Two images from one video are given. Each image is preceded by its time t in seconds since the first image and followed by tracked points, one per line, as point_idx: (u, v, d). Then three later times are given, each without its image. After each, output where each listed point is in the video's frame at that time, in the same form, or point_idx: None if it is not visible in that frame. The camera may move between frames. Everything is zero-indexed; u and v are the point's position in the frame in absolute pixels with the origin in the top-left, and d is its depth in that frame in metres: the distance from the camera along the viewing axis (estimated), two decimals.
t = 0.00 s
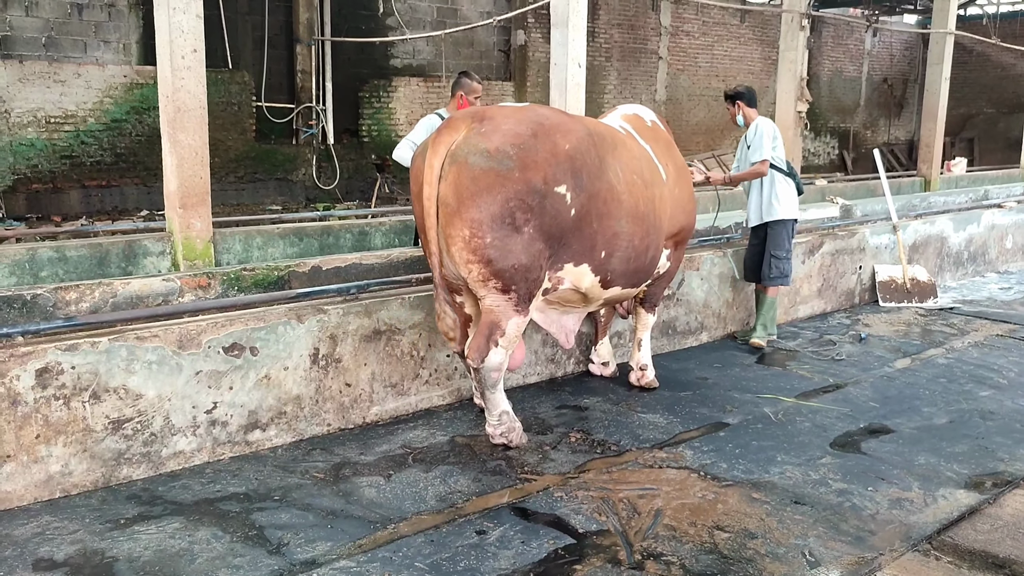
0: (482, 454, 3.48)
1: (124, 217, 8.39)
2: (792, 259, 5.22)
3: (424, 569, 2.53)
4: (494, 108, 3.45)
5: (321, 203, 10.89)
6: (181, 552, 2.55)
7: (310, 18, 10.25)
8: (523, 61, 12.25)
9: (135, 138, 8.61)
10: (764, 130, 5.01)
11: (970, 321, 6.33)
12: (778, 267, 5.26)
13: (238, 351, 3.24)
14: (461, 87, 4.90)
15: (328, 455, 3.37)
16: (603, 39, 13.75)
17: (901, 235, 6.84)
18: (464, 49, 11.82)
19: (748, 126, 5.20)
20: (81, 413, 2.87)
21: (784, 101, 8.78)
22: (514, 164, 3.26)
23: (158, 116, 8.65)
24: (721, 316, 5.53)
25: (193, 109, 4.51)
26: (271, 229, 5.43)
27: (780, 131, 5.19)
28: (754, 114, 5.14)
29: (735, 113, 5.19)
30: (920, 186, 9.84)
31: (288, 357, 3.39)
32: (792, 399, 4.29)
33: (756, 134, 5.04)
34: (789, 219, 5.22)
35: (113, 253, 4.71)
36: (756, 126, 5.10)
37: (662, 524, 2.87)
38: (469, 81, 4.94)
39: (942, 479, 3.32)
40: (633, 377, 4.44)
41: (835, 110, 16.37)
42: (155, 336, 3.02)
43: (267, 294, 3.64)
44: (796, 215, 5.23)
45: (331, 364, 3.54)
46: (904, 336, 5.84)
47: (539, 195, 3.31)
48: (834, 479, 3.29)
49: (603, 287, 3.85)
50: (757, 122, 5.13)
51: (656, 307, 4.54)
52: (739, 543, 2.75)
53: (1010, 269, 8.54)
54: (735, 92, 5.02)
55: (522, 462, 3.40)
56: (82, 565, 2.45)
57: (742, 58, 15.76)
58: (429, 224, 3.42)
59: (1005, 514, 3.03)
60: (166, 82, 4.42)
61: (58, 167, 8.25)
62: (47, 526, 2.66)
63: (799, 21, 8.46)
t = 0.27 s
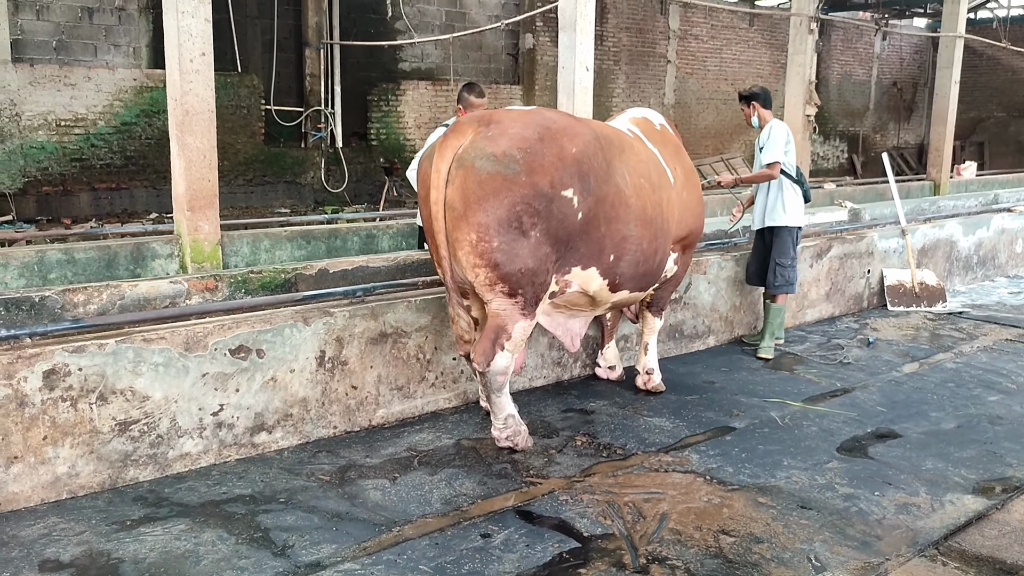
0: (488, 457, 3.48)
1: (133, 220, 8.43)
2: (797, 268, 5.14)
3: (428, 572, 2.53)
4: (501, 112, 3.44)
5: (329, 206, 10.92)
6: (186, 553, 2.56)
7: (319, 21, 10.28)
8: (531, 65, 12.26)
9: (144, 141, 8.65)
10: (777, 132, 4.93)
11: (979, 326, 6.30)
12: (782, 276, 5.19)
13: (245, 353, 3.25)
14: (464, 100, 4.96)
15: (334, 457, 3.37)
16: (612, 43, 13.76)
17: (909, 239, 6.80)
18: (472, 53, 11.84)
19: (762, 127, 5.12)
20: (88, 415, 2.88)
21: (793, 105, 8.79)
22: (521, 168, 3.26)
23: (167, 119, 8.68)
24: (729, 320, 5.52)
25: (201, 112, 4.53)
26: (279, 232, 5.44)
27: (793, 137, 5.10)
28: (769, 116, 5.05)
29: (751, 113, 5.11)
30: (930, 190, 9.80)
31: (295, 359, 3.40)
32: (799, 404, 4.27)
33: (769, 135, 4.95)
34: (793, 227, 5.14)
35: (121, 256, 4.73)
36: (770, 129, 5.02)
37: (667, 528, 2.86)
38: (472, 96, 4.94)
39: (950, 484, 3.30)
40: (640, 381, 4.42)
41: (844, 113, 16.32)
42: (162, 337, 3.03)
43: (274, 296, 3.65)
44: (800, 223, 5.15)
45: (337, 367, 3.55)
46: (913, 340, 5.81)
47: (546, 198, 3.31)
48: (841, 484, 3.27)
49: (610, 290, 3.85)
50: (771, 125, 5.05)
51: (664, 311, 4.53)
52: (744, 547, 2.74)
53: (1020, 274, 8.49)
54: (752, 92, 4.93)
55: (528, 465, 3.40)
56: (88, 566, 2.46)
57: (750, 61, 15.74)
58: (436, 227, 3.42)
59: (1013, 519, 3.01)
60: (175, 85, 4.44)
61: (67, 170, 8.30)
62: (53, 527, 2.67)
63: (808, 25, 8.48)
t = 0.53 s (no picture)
0: (497, 462, 3.46)
1: (143, 223, 8.45)
2: (809, 273, 5.10)
3: None
4: (511, 117, 3.43)
5: (339, 209, 10.92)
6: (195, 558, 2.55)
7: (329, 26, 10.30)
8: (541, 69, 12.26)
9: (155, 144, 8.67)
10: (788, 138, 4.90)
11: (991, 331, 6.24)
12: (794, 281, 5.15)
13: (254, 357, 3.25)
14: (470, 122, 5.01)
15: (343, 462, 3.36)
16: (621, 47, 13.75)
17: (921, 243, 6.76)
18: (482, 57, 11.86)
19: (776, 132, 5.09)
20: (97, 418, 2.88)
21: (803, 109, 8.77)
22: (531, 173, 3.24)
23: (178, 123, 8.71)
24: (739, 325, 5.48)
25: (211, 116, 4.53)
26: (288, 235, 5.44)
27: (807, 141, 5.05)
28: (782, 121, 5.00)
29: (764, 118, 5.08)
30: (941, 195, 9.74)
31: (304, 363, 3.39)
32: (810, 409, 4.24)
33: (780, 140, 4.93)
34: (805, 232, 5.11)
35: (131, 259, 4.73)
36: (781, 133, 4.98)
37: (678, 534, 2.83)
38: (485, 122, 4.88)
39: (963, 491, 3.26)
40: (649, 386, 4.40)
41: (855, 118, 16.25)
42: (171, 341, 3.03)
43: (283, 301, 3.65)
44: (813, 228, 5.12)
45: (346, 371, 3.54)
46: (925, 345, 5.76)
47: (556, 203, 3.30)
48: (853, 490, 3.24)
49: (621, 295, 3.83)
50: (784, 129, 5.00)
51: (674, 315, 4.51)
52: (755, 554, 2.72)
53: None
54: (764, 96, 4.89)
55: (537, 470, 3.38)
56: (97, 569, 2.45)
57: (761, 66, 15.69)
58: (446, 233, 3.41)
59: None
60: (185, 89, 4.45)
61: (78, 174, 8.34)
62: (62, 530, 2.67)
63: (819, 28, 8.46)
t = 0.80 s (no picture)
0: (503, 469, 3.45)
1: (152, 229, 8.48)
2: (821, 281, 5.08)
3: None
4: (516, 125, 3.43)
5: (347, 216, 10.93)
6: (201, 564, 2.54)
7: (338, 32, 10.33)
8: (549, 75, 12.28)
9: (164, 151, 8.71)
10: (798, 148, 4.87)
11: (1003, 339, 6.19)
12: (806, 288, 5.14)
13: (261, 363, 3.25)
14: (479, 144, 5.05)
15: (350, 468, 3.35)
16: (630, 54, 13.75)
17: (931, 250, 6.71)
18: (490, 63, 11.88)
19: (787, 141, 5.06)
20: (105, 423, 2.88)
21: (812, 116, 8.75)
22: (536, 182, 3.23)
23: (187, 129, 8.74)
24: (747, 331, 5.45)
25: (219, 122, 4.55)
26: (296, 241, 5.45)
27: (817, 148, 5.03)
28: (792, 129, 4.97)
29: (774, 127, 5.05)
30: (951, 202, 9.69)
31: (311, 369, 3.39)
32: (819, 417, 4.21)
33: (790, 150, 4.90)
34: (818, 239, 5.08)
35: (139, 264, 4.74)
36: (791, 142, 4.96)
37: (686, 542, 2.81)
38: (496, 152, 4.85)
39: (975, 500, 3.22)
40: (657, 394, 4.38)
41: (864, 124, 16.21)
42: (179, 347, 3.03)
43: (291, 306, 3.65)
44: (826, 235, 5.09)
45: (353, 377, 3.54)
46: (935, 353, 5.72)
47: (562, 211, 3.29)
48: (862, 499, 3.21)
49: (630, 302, 3.81)
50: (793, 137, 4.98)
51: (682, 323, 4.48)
52: (763, 563, 2.69)
53: None
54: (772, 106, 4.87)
55: (544, 477, 3.36)
56: (104, 575, 2.45)
57: (769, 72, 15.67)
58: (452, 242, 3.41)
59: None
60: (194, 95, 4.48)
61: (88, 180, 8.38)
62: (69, 535, 2.67)
63: (828, 35, 8.45)
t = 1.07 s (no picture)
0: (509, 479, 3.43)
1: (159, 237, 8.51)
2: (836, 288, 5.12)
3: None
4: (522, 135, 3.43)
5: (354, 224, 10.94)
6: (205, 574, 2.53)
7: (345, 42, 10.37)
8: (555, 85, 12.31)
9: (172, 159, 8.74)
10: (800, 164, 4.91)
11: (1011, 349, 6.16)
12: (820, 296, 5.17)
13: (266, 372, 3.25)
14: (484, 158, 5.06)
15: (354, 477, 3.35)
16: (636, 63, 13.78)
17: (938, 259, 6.68)
18: (497, 73, 11.92)
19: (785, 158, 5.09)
20: (110, 432, 2.89)
21: (819, 125, 8.75)
22: (543, 193, 3.23)
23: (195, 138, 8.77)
24: (753, 341, 5.43)
25: (226, 132, 4.57)
26: (303, 250, 5.46)
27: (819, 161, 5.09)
28: (790, 146, 5.01)
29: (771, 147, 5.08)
30: (959, 211, 9.66)
31: (316, 378, 3.39)
32: (826, 427, 4.19)
33: (793, 167, 4.93)
34: (834, 248, 5.12)
35: (146, 273, 4.74)
36: (790, 160, 5.00)
37: (692, 553, 2.80)
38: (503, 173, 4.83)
39: (983, 511, 3.20)
40: (663, 404, 4.36)
41: (871, 134, 16.19)
42: (184, 355, 3.03)
43: (296, 315, 3.65)
44: (841, 243, 5.14)
45: (358, 386, 3.53)
46: (943, 363, 5.69)
47: (569, 222, 3.28)
48: (869, 510, 3.19)
49: (639, 311, 3.80)
50: (793, 154, 5.02)
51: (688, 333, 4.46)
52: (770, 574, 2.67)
53: None
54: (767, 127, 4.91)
55: (550, 487, 3.35)
56: None
57: (776, 81, 15.67)
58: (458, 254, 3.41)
59: None
60: (202, 105, 4.50)
61: (96, 189, 8.42)
62: (74, 544, 2.67)
63: (835, 44, 8.45)
